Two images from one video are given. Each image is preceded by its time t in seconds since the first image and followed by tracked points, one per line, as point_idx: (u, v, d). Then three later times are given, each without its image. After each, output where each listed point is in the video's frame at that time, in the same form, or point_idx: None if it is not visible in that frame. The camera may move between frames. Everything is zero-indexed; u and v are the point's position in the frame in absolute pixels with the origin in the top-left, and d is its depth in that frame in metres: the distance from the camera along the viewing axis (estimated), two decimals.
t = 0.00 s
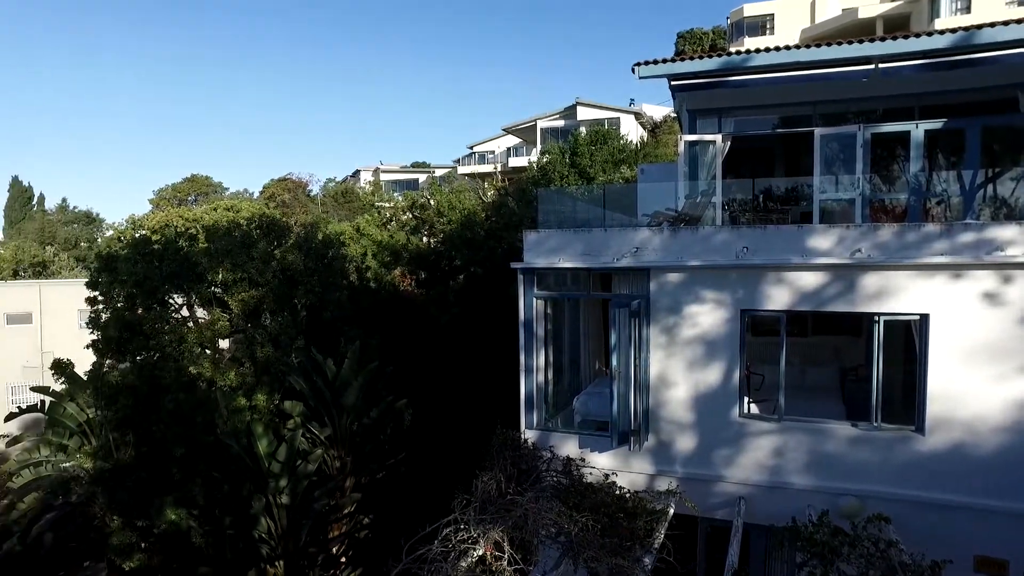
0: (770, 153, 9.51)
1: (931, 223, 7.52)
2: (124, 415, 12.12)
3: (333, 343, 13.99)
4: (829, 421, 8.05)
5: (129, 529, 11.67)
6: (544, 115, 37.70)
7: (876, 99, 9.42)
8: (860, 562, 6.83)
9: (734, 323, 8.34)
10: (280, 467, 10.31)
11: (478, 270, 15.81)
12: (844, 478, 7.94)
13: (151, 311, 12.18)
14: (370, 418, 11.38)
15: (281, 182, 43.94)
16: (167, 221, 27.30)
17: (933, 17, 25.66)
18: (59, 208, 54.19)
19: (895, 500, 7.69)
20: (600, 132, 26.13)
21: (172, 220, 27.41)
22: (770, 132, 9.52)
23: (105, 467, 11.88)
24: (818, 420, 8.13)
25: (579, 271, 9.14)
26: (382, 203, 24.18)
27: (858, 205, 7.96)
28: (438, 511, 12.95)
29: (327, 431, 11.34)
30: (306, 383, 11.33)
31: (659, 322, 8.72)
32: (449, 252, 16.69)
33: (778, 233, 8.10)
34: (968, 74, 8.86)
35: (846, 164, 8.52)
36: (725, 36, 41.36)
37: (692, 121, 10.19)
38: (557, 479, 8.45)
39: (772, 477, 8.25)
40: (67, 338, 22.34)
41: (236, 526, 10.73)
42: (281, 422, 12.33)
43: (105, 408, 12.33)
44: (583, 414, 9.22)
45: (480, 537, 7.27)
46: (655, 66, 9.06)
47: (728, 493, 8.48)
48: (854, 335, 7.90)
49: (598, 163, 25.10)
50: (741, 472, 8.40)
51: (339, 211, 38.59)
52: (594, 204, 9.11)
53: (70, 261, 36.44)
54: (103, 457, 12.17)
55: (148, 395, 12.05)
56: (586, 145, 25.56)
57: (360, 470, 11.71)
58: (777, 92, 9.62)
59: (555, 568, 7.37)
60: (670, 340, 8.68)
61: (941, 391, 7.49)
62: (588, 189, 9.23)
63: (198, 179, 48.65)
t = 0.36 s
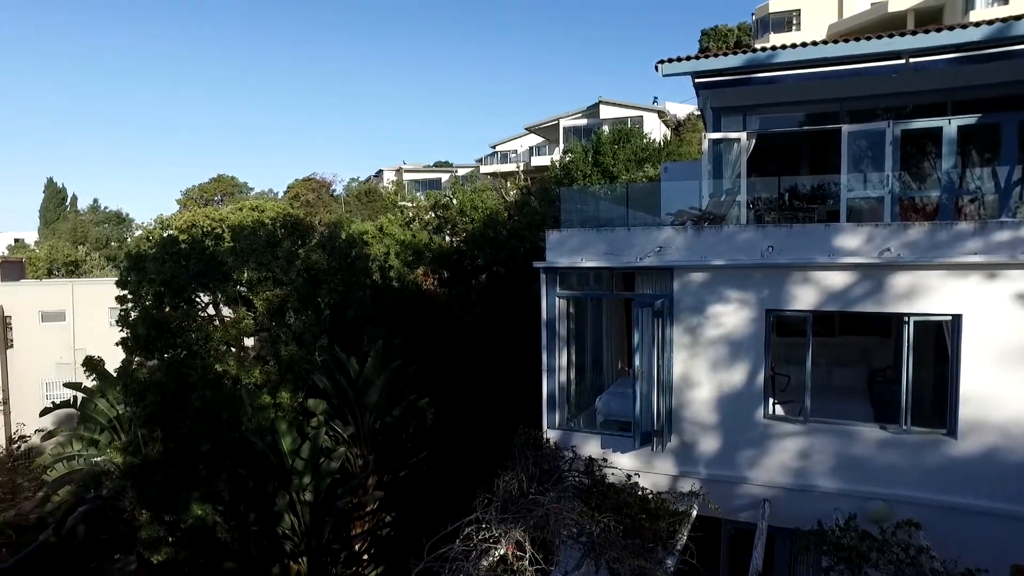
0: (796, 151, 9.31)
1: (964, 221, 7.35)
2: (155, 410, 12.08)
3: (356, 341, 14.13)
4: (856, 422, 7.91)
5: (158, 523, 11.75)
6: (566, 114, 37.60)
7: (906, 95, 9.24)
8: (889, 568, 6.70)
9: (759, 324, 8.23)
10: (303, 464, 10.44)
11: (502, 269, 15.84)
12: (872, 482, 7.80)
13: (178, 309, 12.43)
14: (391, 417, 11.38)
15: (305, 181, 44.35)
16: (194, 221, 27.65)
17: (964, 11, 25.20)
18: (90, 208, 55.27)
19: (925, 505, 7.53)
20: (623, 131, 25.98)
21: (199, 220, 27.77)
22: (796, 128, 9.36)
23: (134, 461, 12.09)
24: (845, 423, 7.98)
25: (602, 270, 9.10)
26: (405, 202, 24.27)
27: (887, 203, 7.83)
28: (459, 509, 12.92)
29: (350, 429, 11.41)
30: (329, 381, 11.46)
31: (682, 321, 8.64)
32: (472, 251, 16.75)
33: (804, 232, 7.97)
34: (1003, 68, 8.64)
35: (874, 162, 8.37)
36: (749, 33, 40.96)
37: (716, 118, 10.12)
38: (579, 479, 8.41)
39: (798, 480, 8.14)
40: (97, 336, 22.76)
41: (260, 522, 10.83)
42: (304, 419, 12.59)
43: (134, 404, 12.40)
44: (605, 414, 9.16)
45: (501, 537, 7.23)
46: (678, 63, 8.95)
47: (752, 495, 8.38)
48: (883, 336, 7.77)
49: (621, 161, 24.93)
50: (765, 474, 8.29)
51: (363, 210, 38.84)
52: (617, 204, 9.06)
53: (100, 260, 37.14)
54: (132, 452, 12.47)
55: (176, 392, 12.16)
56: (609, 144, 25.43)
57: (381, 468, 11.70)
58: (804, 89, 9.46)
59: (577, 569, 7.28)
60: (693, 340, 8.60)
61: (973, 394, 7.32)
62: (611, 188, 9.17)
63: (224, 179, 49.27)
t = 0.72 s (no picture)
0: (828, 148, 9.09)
1: (1003, 219, 7.16)
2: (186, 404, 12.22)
3: (382, 339, 13.71)
4: (888, 426, 7.75)
5: (189, 518, 11.95)
6: (592, 113, 37.43)
7: (942, 90, 9.01)
8: None
9: (789, 324, 8.10)
10: (330, 462, 10.58)
11: (527, 268, 16.16)
12: (905, 487, 7.62)
13: (207, 308, 12.69)
14: (418, 416, 11.51)
15: (332, 181, 44.75)
16: (224, 221, 28.04)
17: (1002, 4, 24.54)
18: (124, 209, 56.40)
19: (962, 511, 7.34)
20: (649, 129, 25.77)
21: (228, 220, 28.14)
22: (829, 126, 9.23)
23: (165, 457, 12.31)
24: (877, 425, 7.82)
25: (628, 270, 9.02)
26: (431, 201, 24.34)
27: (922, 201, 7.64)
28: (485, 509, 12.47)
29: (376, 427, 11.49)
30: (356, 379, 11.63)
31: (709, 322, 8.55)
32: (496, 250, 16.64)
33: (835, 231, 7.83)
34: None
35: (908, 159, 8.10)
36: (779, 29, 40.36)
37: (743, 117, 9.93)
38: (604, 480, 8.32)
39: (828, 483, 7.99)
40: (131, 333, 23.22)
41: (287, 518, 10.94)
42: (330, 417, 12.20)
43: (166, 401, 12.79)
44: (632, 414, 9.10)
45: (526, 536, 7.19)
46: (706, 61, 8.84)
47: (781, 498, 8.25)
48: (917, 338, 7.60)
49: (648, 160, 24.70)
50: (794, 477, 8.17)
51: (389, 210, 39.06)
52: (643, 203, 8.97)
53: (134, 259, 37.90)
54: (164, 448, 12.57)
55: (205, 390, 12.30)
56: (635, 142, 25.23)
57: (407, 466, 11.86)
58: (835, 86, 9.31)
59: (602, 569, 7.31)
60: (721, 341, 8.50)
61: (1012, 398, 7.12)
62: (638, 187, 9.08)
63: (253, 180, 49.92)
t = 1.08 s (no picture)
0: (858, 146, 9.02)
1: None
2: (216, 402, 12.70)
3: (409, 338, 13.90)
4: (923, 430, 7.59)
5: (218, 513, 12.62)
6: (619, 111, 37.19)
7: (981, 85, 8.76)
8: None
9: (820, 325, 7.96)
10: (356, 460, 10.56)
11: (552, 267, 16.03)
12: (942, 493, 7.44)
13: (237, 306, 12.88)
14: (443, 415, 11.51)
15: (359, 181, 45.11)
16: (252, 221, 28.37)
17: None
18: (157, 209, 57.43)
19: (1001, 519, 7.15)
20: (676, 128, 25.52)
21: (257, 220, 28.46)
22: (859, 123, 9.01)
23: (196, 454, 12.75)
24: (913, 429, 7.65)
25: (655, 270, 8.94)
26: (458, 200, 24.37)
27: (960, 199, 7.44)
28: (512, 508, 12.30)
29: (403, 426, 11.53)
30: (383, 378, 11.67)
31: (738, 322, 8.44)
32: (523, 249, 16.69)
33: (868, 230, 7.67)
34: None
35: (946, 156, 7.90)
36: (810, 24, 39.67)
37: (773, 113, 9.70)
38: (631, 480, 8.24)
39: (861, 487, 7.83)
40: (163, 330, 23.65)
41: (315, 514, 11.18)
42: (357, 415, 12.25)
43: (195, 397, 13.14)
44: (658, 415, 9.04)
45: (551, 537, 7.17)
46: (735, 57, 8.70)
47: (811, 502, 8.11)
48: (954, 340, 7.40)
49: (675, 159, 24.46)
50: (825, 480, 8.02)
51: (415, 209, 39.22)
52: (671, 203, 8.89)
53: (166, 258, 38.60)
54: (195, 444, 13.03)
55: (234, 387, 12.59)
56: (662, 141, 25.00)
57: (432, 465, 11.95)
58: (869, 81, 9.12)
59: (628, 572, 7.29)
60: (750, 341, 8.38)
61: None
62: (665, 186, 9.04)
63: (281, 180, 50.47)
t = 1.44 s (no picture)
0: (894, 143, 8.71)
1: None
2: (244, 399, 12.67)
3: (435, 337, 13.91)
4: (962, 434, 7.38)
5: (247, 508, 13.15)
6: (644, 110, 36.92)
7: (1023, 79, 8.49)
8: None
9: (852, 326, 7.81)
10: (383, 458, 10.66)
11: (578, 267, 15.81)
12: (981, 500, 7.23)
13: (265, 305, 13.01)
14: (470, 414, 11.37)
15: (385, 181, 45.41)
16: (280, 221, 28.67)
17: None
18: (187, 209, 58.39)
19: None
20: (703, 126, 25.24)
21: (284, 220, 28.75)
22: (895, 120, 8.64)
23: (226, 449, 13.17)
24: (950, 434, 7.44)
25: (683, 269, 8.86)
26: (483, 200, 24.37)
27: (1000, 197, 7.21)
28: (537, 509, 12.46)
29: (429, 424, 11.56)
30: (409, 378, 11.71)
31: (767, 323, 8.31)
32: (547, 248, 17.07)
33: (903, 229, 7.50)
34: None
35: (985, 153, 7.56)
36: (841, 20, 38.96)
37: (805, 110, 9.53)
38: (658, 482, 8.15)
39: (895, 492, 7.67)
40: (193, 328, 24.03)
41: (341, 512, 11.10)
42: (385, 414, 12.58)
43: (225, 395, 13.32)
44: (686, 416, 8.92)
45: (578, 538, 7.14)
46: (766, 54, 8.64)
47: (842, 506, 7.96)
48: (993, 342, 7.19)
49: (702, 157, 24.20)
50: (857, 484, 7.87)
51: (440, 208, 39.35)
52: (700, 202, 8.80)
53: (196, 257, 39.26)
54: (224, 440, 13.40)
55: (263, 384, 12.61)
56: (689, 140, 24.74)
57: (458, 464, 11.98)
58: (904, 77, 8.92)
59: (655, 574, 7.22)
60: (780, 342, 8.25)
61: None
62: (692, 185, 8.97)
63: (308, 180, 51.00)
